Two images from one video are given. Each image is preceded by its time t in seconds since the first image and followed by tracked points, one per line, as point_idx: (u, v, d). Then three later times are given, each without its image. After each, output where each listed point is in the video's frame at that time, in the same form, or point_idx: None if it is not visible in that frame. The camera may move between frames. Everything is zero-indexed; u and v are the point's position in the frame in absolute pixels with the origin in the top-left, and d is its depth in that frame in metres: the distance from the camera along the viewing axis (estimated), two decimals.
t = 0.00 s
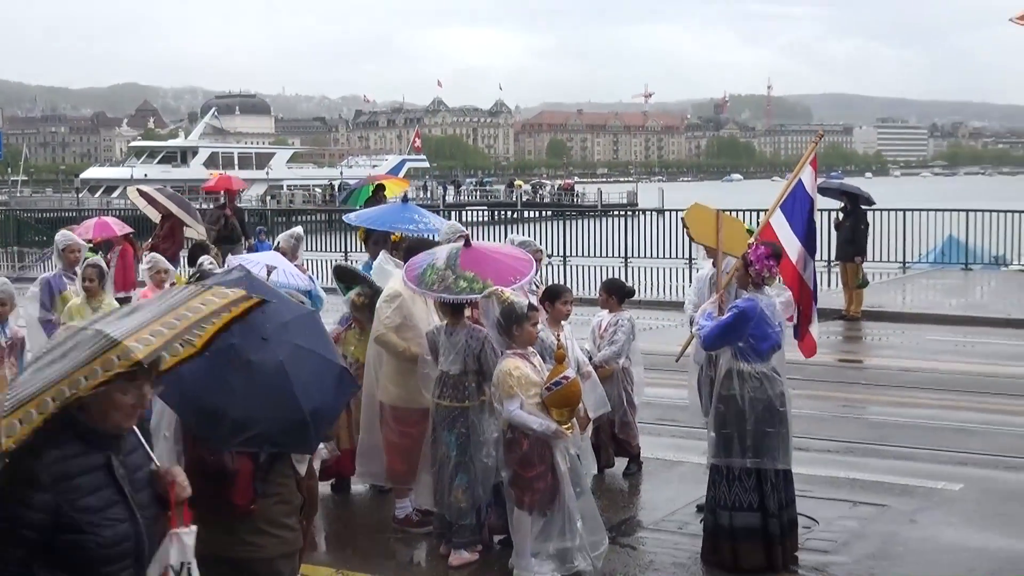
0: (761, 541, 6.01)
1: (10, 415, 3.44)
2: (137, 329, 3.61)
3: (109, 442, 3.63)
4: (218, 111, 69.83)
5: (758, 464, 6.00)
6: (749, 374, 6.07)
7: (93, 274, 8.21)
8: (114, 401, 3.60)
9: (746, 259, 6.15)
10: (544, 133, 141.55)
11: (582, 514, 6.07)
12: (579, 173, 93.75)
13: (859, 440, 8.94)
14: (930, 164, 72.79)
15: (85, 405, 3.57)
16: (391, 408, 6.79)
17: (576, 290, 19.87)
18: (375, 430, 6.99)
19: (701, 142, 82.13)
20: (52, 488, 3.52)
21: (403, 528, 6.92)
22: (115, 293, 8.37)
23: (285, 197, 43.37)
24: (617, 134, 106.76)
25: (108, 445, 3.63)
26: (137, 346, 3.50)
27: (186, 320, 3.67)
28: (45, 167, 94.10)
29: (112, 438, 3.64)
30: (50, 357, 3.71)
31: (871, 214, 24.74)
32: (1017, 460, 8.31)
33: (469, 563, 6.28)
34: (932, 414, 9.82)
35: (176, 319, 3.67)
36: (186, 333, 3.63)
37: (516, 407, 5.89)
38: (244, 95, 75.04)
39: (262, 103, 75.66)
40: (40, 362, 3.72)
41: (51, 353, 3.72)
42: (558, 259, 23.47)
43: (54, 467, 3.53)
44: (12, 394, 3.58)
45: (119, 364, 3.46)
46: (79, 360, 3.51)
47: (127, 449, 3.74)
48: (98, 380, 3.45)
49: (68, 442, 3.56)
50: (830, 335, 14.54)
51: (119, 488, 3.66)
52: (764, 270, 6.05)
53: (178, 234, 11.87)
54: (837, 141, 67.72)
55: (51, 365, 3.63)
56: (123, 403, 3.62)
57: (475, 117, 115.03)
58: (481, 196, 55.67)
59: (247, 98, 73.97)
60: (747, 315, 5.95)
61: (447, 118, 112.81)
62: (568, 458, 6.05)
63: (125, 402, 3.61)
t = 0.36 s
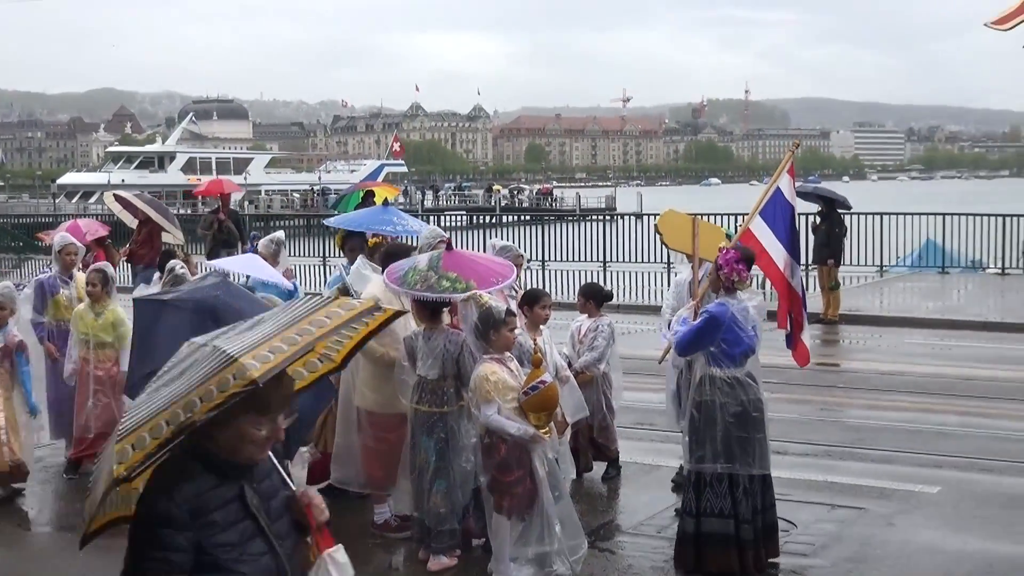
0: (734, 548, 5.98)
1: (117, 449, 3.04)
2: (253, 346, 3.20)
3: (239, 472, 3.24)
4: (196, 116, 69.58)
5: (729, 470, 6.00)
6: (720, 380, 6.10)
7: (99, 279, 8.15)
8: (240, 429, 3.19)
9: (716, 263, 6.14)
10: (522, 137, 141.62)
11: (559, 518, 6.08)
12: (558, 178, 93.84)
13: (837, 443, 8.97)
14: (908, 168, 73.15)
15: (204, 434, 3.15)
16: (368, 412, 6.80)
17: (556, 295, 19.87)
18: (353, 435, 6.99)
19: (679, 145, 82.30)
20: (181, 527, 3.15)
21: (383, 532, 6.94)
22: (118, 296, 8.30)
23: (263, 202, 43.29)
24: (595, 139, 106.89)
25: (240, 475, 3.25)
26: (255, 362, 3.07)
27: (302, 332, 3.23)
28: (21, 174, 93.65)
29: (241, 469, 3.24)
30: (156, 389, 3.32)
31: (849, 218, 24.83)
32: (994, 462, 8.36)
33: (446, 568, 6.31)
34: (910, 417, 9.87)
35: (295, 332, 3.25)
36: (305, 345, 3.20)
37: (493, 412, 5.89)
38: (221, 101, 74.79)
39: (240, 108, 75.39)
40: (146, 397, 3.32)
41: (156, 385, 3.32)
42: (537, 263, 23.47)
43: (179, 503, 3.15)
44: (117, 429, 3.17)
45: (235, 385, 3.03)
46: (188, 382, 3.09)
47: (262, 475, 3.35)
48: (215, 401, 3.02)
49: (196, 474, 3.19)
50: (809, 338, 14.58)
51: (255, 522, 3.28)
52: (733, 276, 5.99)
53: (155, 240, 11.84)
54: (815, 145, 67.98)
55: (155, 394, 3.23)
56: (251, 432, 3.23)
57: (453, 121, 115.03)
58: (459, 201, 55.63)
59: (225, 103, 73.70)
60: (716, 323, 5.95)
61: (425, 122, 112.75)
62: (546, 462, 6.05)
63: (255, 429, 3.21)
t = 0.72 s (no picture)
0: (691, 553, 6.03)
1: (299, 494, 2.95)
2: (446, 378, 2.95)
3: (412, 498, 3.19)
4: (172, 120, 69.38)
5: (688, 475, 6.06)
6: (682, 385, 6.16)
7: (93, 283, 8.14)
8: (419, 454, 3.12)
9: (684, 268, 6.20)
10: (498, 141, 141.64)
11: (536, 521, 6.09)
12: (535, 181, 93.89)
13: (814, 445, 9.01)
14: (884, 170, 73.40)
15: (395, 466, 3.02)
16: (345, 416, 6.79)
17: (534, 298, 19.86)
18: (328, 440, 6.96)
19: (657, 149, 82.46)
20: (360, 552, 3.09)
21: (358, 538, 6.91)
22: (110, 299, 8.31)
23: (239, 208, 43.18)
24: (572, 143, 107.02)
25: (411, 500, 3.19)
26: (446, 404, 2.86)
27: (511, 353, 2.95)
28: None
29: (415, 492, 3.18)
30: (345, 408, 3.21)
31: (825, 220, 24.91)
32: (969, 463, 8.40)
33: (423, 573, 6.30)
34: (886, 419, 9.91)
35: (503, 352, 2.98)
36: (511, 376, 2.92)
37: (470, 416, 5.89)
38: (198, 105, 74.56)
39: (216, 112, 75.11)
40: (333, 416, 3.22)
41: (344, 406, 3.20)
42: (514, 267, 23.48)
43: (358, 537, 3.10)
44: (298, 459, 3.11)
45: (423, 433, 2.84)
46: (377, 421, 2.94)
47: (436, 494, 3.28)
48: (399, 449, 2.87)
49: (371, 500, 3.13)
50: (786, 341, 14.62)
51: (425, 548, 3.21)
52: (697, 281, 6.03)
53: (132, 244, 11.78)
54: (792, 149, 68.20)
55: (341, 420, 3.11)
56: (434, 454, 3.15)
57: (430, 125, 114.97)
58: (436, 205, 55.59)
59: (201, 108, 73.46)
60: (675, 327, 6.04)
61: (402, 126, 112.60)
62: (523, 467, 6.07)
63: (434, 452, 3.13)
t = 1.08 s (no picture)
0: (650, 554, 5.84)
1: (477, 516, 2.60)
2: (649, 396, 2.60)
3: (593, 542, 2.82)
4: (151, 122, 69.17)
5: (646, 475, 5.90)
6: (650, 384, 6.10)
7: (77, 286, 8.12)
8: (612, 488, 2.75)
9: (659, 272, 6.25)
10: (477, 143, 141.69)
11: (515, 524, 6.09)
12: (514, 184, 93.91)
13: (794, 447, 9.04)
14: (862, 172, 73.68)
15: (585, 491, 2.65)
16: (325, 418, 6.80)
17: (514, 300, 19.88)
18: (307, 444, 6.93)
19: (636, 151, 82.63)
20: None
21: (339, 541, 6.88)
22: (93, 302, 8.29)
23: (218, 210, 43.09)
24: (552, 145, 107.13)
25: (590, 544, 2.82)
26: (651, 423, 2.51)
27: (719, 373, 2.62)
28: None
29: (594, 535, 2.81)
30: (522, 425, 2.86)
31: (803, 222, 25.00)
32: (948, 463, 8.44)
33: None
34: (865, 420, 9.95)
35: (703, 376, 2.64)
36: (715, 399, 2.58)
37: (451, 418, 5.88)
38: (177, 106, 74.36)
39: (195, 114, 74.88)
40: (511, 431, 2.87)
41: (523, 423, 2.85)
42: (494, 268, 23.49)
43: (527, 572, 2.77)
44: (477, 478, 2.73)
45: (623, 455, 2.49)
46: (566, 441, 2.59)
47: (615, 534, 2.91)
48: (598, 469, 2.51)
49: (546, 540, 2.77)
50: (766, 343, 14.66)
51: None
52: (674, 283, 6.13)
53: (110, 246, 11.71)
54: (771, 151, 68.42)
55: (519, 439, 2.76)
56: (624, 486, 2.78)
57: (410, 128, 114.93)
58: (416, 207, 55.55)
59: (180, 109, 73.23)
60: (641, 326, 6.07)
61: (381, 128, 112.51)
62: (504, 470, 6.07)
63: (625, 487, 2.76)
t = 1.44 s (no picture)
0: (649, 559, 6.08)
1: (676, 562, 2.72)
2: (829, 419, 2.49)
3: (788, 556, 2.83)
4: (135, 124, 68.94)
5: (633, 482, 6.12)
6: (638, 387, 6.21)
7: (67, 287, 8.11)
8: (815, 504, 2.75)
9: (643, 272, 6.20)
10: (462, 145, 141.68)
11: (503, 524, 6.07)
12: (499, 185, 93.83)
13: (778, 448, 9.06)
14: (846, 174, 73.83)
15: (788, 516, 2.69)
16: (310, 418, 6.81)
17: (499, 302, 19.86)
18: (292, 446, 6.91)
19: (621, 153, 82.66)
20: None
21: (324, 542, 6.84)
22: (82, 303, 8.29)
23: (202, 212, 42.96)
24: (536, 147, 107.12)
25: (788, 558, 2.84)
26: (836, 456, 2.44)
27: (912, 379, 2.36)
28: None
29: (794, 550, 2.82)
30: (703, 453, 2.90)
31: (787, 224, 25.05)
32: (931, 464, 8.47)
33: None
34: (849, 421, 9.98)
35: (900, 369, 2.40)
36: (917, 406, 2.37)
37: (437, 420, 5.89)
38: (161, 108, 74.13)
39: (179, 116, 74.65)
40: (696, 457, 2.93)
41: (702, 451, 2.90)
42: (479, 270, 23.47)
43: None
44: (666, 517, 2.84)
45: (814, 495, 2.48)
46: (751, 481, 2.62)
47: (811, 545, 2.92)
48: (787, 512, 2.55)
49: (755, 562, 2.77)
50: (750, 344, 14.68)
51: None
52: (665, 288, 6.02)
53: (92, 248, 11.66)
54: (756, 153, 68.52)
55: (701, 475, 2.81)
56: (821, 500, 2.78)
57: (394, 130, 114.82)
58: (401, 209, 55.46)
59: (164, 112, 73.01)
60: (628, 331, 6.14)
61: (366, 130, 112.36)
62: (490, 471, 6.05)
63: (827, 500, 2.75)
